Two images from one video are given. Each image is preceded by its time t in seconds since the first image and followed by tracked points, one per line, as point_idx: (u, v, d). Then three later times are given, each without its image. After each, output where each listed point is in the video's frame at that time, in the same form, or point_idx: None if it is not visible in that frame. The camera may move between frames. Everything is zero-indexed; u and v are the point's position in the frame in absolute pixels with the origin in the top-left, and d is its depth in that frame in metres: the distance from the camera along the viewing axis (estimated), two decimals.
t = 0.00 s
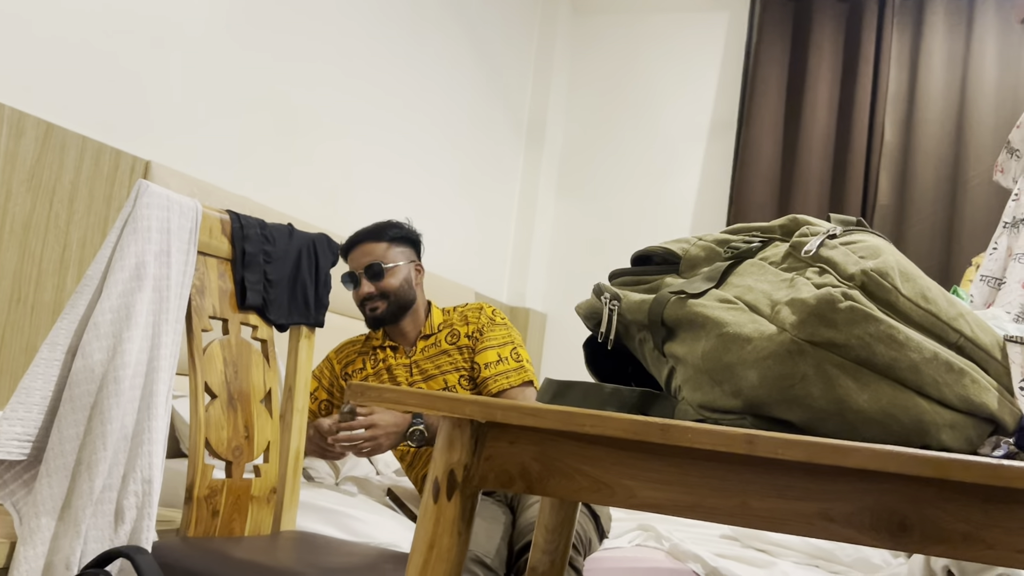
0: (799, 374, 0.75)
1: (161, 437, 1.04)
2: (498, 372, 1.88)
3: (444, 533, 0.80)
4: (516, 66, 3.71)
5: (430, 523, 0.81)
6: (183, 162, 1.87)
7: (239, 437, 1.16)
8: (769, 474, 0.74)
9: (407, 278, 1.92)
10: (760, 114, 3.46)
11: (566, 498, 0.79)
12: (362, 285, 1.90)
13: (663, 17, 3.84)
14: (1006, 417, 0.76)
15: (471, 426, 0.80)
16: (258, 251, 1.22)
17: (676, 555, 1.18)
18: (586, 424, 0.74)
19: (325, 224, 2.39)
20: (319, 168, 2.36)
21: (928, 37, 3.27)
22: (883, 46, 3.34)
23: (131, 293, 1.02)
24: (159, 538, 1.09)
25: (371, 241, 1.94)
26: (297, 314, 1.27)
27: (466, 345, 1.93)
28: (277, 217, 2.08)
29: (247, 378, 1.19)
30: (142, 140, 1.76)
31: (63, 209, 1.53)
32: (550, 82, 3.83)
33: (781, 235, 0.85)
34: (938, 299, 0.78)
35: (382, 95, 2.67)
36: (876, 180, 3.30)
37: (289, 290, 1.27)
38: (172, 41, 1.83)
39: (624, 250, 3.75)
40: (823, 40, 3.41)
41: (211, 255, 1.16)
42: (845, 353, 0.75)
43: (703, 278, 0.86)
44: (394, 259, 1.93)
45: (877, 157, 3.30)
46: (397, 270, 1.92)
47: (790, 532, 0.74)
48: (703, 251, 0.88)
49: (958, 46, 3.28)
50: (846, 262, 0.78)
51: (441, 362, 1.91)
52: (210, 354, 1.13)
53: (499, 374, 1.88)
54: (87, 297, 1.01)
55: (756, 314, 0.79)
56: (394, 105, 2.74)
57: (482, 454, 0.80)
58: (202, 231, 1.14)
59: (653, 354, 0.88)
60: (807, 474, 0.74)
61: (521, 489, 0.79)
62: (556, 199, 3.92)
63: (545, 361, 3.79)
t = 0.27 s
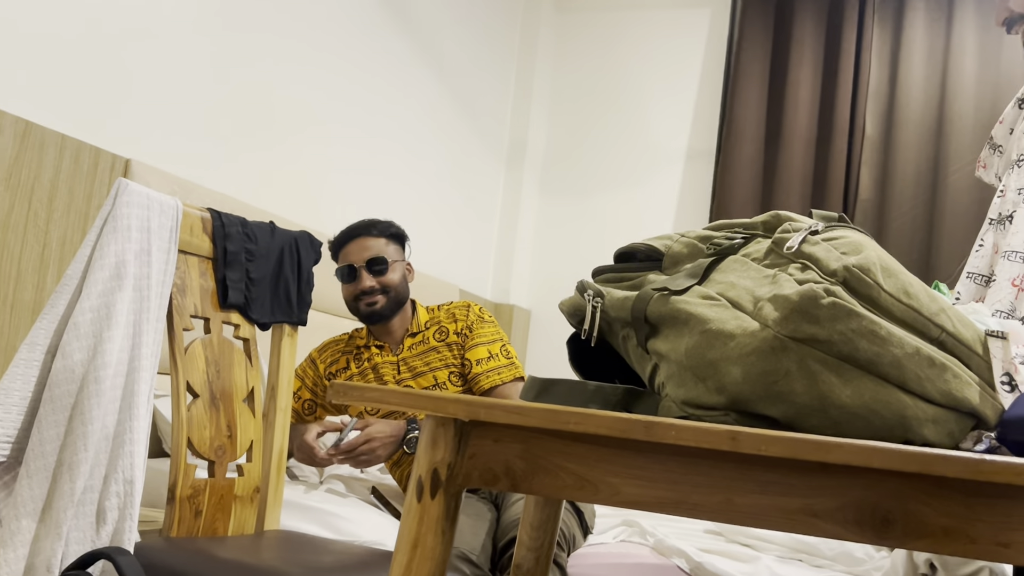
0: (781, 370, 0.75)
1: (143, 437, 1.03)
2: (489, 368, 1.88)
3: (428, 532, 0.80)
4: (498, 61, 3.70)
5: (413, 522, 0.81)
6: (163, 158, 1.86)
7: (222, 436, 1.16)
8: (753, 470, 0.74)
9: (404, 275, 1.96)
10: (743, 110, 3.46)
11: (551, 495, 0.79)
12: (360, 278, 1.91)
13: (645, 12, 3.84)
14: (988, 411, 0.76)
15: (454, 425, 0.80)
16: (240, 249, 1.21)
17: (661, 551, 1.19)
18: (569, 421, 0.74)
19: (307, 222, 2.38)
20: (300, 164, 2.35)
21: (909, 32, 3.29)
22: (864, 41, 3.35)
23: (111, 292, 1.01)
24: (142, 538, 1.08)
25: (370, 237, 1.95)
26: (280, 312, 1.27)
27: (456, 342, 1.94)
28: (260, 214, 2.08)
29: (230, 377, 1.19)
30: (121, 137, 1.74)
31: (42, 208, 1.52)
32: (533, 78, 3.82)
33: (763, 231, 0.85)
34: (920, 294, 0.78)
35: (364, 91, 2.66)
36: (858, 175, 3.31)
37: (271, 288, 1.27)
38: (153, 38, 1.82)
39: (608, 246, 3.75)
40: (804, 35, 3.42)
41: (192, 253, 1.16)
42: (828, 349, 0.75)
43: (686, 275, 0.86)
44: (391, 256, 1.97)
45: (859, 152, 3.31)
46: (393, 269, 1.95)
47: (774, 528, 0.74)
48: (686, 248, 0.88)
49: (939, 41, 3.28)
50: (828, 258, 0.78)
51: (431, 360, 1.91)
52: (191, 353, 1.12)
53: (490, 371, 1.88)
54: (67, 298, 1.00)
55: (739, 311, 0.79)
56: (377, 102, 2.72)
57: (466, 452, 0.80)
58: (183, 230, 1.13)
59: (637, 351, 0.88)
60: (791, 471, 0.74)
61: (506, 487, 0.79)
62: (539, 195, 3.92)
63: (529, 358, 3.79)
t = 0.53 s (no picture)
0: (748, 366, 0.76)
1: (108, 441, 1.01)
2: (453, 371, 1.88)
3: (397, 532, 0.79)
4: (466, 62, 3.69)
5: (382, 521, 0.80)
6: (127, 158, 1.84)
7: (189, 439, 1.14)
8: (722, 465, 0.75)
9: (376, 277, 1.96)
10: (708, 109, 3.48)
11: (521, 494, 0.78)
12: (332, 277, 1.90)
13: (611, 13, 3.85)
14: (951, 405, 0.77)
15: (423, 424, 0.79)
16: (205, 250, 1.20)
17: (632, 548, 1.19)
18: (539, 419, 0.73)
19: (275, 222, 2.36)
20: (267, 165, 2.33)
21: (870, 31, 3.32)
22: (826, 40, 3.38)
23: (74, 294, 1.00)
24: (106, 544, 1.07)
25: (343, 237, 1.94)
26: (246, 314, 1.25)
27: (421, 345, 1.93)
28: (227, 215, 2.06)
29: (195, 379, 1.18)
30: (84, 136, 1.72)
31: (4, 209, 1.49)
32: (501, 78, 3.82)
33: (728, 228, 0.85)
34: (883, 289, 0.79)
35: (331, 91, 2.64)
36: (823, 174, 3.33)
37: (237, 289, 1.25)
38: (115, 38, 1.79)
39: (576, 246, 3.76)
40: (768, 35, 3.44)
41: (156, 254, 1.14)
42: (794, 344, 0.75)
43: (653, 272, 0.87)
44: (364, 256, 1.96)
45: (822, 150, 3.34)
46: (365, 271, 1.95)
47: (743, 524, 0.74)
48: (652, 244, 0.88)
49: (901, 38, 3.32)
50: (793, 253, 0.78)
51: (396, 362, 1.91)
52: (156, 355, 1.11)
53: (454, 373, 1.87)
54: (28, 300, 0.99)
55: (705, 307, 0.80)
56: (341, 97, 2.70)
57: (436, 451, 0.80)
58: (147, 230, 1.12)
59: (606, 348, 0.88)
60: (759, 465, 0.74)
61: (476, 486, 0.78)
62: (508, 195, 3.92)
63: (500, 358, 3.79)
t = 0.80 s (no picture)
0: (641, 367, 0.77)
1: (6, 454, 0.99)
2: (366, 374, 1.86)
3: (291, 543, 0.78)
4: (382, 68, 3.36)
5: (278, 531, 0.79)
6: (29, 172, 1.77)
7: (93, 450, 1.15)
8: (621, 468, 0.75)
9: (282, 280, 1.90)
10: (631, 111, 3.02)
11: (420, 500, 0.78)
12: (234, 285, 1.87)
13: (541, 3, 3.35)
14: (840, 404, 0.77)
15: (317, 432, 0.79)
16: (111, 255, 1.18)
17: (550, 549, 1.18)
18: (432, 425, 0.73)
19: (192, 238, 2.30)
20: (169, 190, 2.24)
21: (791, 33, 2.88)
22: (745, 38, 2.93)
23: None
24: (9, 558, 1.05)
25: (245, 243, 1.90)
26: (154, 320, 1.24)
27: (337, 350, 1.91)
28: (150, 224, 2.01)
29: (100, 391, 1.18)
30: None
31: None
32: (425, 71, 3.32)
33: (628, 231, 0.86)
34: (774, 291, 0.80)
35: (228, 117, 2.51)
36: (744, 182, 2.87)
37: (145, 296, 1.24)
38: (30, 42, 1.62)
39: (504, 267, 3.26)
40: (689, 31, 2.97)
41: (59, 261, 1.13)
42: (685, 345, 0.77)
43: (554, 275, 0.87)
44: (270, 261, 1.91)
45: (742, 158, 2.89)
46: (272, 274, 1.90)
47: (641, 525, 0.75)
48: (554, 248, 0.89)
49: (821, 40, 2.91)
50: (685, 256, 0.80)
51: (310, 368, 1.89)
52: (58, 364, 1.11)
53: (367, 376, 1.86)
54: None
55: (601, 310, 0.80)
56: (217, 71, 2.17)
57: (332, 459, 0.79)
58: (49, 236, 1.10)
59: (508, 352, 0.87)
60: (652, 465, 0.75)
61: (372, 494, 0.78)
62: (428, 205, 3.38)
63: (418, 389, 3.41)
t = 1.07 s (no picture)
0: (488, 368, 0.76)
1: None
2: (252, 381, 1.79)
3: (141, 550, 0.79)
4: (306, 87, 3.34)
5: (127, 541, 0.80)
6: None
7: None
8: (470, 467, 0.75)
9: (165, 286, 1.87)
10: (554, 117, 2.92)
11: (272, 505, 0.78)
12: (116, 295, 1.85)
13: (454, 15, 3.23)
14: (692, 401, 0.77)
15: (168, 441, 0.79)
16: None
17: (450, 552, 1.24)
18: (277, 430, 0.72)
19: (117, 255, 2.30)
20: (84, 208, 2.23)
21: (705, 39, 2.81)
22: (663, 45, 2.87)
23: None
24: None
25: (130, 251, 1.86)
26: (42, 330, 1.30)
27: (230, 360, 1.85)
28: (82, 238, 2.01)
29: None
30: None
31: None
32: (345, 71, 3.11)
33: (487, 233, 0.87)
34: (623, 289, 0.80)
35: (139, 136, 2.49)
36: (661, 183, 2.79)
37: (33, 308, 1.31)
38: None
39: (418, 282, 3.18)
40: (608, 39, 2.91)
41: None
42: (532, 345, 0.76)
43: (415, 277, 0.88)
44: (156, 268, 1.88)
45: (660, 160, 2.81)
46: (154, 280, 1.87)
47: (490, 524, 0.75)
48: (419, 251, 0.90)
49: (738, 43, 2.83)
50: (535, 257, 0.80)
51: (203, 378, 1.84)
52: None
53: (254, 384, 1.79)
54: None
55: (454, 312, 0.81)
56: (130, 89, 2.04)
57: (182, 467, 0.79)
58: None
59: (374, 354, 0.88)
60: (501, 468, 0.75)
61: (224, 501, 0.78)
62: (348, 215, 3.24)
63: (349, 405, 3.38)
